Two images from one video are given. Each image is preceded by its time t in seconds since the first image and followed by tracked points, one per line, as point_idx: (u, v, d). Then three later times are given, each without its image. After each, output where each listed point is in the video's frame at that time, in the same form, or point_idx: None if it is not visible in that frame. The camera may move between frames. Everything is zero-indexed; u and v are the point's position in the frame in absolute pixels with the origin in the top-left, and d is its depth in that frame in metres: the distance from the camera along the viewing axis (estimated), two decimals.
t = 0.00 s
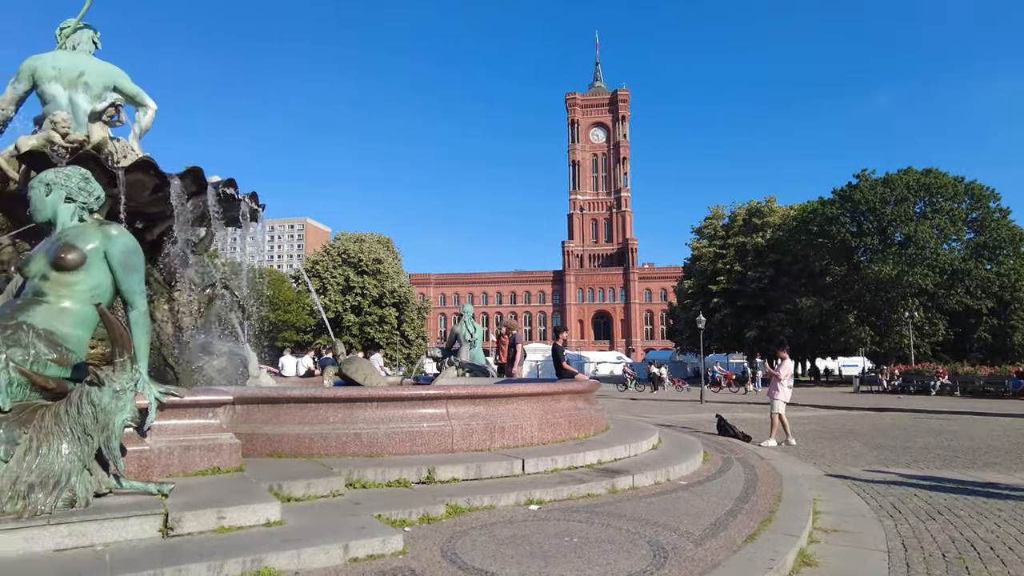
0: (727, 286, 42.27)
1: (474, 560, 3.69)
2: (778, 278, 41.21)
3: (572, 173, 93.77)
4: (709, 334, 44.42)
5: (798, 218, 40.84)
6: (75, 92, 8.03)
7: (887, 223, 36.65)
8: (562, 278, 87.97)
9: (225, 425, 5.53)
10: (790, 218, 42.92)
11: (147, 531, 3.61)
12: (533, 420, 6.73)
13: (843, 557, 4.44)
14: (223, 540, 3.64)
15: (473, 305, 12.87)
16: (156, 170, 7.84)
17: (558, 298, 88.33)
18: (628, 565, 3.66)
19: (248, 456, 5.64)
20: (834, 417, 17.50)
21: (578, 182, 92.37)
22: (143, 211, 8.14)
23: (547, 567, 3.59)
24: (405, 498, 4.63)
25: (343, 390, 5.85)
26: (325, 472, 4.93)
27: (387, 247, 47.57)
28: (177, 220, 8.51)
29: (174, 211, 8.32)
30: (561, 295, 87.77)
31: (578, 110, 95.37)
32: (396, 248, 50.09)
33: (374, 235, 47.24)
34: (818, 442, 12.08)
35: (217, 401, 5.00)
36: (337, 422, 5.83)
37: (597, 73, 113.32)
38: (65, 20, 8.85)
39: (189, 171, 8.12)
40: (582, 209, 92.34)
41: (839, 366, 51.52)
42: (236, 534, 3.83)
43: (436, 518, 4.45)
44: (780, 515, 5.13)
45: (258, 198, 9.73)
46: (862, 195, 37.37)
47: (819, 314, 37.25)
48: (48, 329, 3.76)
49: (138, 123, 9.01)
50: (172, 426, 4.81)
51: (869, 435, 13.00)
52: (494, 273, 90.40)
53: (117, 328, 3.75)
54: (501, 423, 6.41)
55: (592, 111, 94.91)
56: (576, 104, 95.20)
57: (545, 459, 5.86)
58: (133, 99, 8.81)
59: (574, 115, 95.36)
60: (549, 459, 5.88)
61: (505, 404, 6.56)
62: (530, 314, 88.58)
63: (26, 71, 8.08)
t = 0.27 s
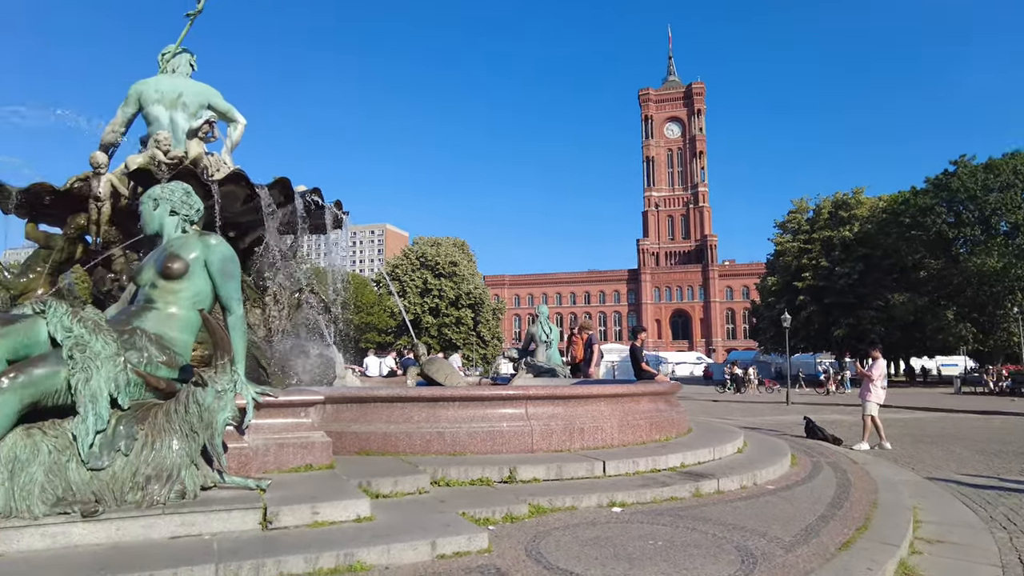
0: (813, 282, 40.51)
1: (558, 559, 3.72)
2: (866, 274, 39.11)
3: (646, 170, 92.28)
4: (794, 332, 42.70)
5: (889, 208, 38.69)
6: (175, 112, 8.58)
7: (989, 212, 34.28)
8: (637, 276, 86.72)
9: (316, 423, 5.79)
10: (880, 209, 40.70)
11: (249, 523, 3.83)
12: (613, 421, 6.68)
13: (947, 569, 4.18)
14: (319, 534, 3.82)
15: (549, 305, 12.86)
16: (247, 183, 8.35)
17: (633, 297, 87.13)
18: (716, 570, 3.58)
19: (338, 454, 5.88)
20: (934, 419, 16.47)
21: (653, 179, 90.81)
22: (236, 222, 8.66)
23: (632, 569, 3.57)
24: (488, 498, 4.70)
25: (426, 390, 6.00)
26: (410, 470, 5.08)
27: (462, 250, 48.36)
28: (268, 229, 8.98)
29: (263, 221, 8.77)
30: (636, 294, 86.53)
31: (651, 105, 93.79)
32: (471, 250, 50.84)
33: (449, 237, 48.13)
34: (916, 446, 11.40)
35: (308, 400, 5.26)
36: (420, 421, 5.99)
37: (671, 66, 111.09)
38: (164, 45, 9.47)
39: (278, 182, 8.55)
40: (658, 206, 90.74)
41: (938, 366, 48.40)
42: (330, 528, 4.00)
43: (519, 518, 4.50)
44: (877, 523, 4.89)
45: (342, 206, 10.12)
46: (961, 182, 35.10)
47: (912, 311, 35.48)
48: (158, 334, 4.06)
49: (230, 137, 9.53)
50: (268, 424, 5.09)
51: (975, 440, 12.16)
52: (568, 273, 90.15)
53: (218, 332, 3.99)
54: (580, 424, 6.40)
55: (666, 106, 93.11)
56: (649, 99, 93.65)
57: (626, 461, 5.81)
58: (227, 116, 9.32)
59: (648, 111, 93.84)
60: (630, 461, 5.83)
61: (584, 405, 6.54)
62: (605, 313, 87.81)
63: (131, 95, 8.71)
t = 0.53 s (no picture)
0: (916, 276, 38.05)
1: (649, 562, 3.69)
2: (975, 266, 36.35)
3: (730, 164, 89.44)
4: (896, 330, 40.23)
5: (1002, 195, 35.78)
6: (270, 126, 9.07)
7: None
8: (723, 274, 84.16)
9: (408, 422, 5.99)
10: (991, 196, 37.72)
11: (348, 518, 3.97)
12: (702, 423, 6.54)
13: None
14: (414, 530, 3.95)
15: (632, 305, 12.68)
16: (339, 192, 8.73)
17: (719, 295, 84.63)
18: None
19: (429, 451, 6.07)
20: None
21: (738, 173, 87.90)
22: (329, 229, 9.08)
23: None
24: (576, 499, 4.72)
25: (513, 390, 6.09)
26: (499, 469, 5.17)
27: (542, 250, 48.54)
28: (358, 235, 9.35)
29: (355, 228, 9.17)
30: (722, 292, 84.00)
31: (735, 96, 90.84)
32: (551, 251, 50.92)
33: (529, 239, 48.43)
34: None
35: (400, 400, 5.45)
36: (507, 421, 6.08)
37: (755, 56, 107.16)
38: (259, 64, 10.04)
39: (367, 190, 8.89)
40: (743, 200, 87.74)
41: None
42: (424, 524, 4.13)
43: (609, 520, 4.48)
44: (996, 535, 4.55)
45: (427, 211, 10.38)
46: None
47: None
48: (263, 337, 4.31)
49: (320, 148, 9.97)
50: (364, 423, 5.31)
51: None
52: (651, 271, 88.61)
53: (317, 335, 4.19)
54: (669, 427, 6.30)
55: (750, 96, 89.93)
56: (732, 90, 90.74)
57: (717, 464, 5.67)
58: (318, 127, 9.76)
59: (731, 102, 90.93)
60: (722, 464, 5.68)
61: (672, 406, 6.44)
62: (689, 312, 85.75)
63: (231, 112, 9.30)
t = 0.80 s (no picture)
0: None
1: (742, 569, 3.60)
2: None
3: (818, 154, 85.43)
4: (1009, 326, 37.20)
5: None
6: (355, 136, 9.42)
7: None
8: (813, 269, 80.45)
9: (493, 422, 6.09)
10: None
11: (438, 515, 4.07)
12: (795, 425, 6.30)
13: None
14: (502, 529, 4.01)
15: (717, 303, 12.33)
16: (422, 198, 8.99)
17: (809, 292, 80.97)
18: None
19: (513, 451, 6.16)
20: None
21: (826, 163, 83.82)
22: (412, 234, 9.34)
23: None
24: (664, 502, 4.66)
25: (596, 392, 6.07)
26: (584, 470, 5.17)
27: (621, 249, 48.01)
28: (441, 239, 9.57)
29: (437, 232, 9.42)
30: (812, 288, 80.30)
31: (822, 83, 86.72)
32: (630, 250, 50.28)
33: (608, 238, 48.02)
34: None
35: (485, 401, 5.56)
36: (591, 422, 6.06)
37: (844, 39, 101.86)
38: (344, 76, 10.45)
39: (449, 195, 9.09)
40: (833, 191, 83.58)
41: None
42: (512, 523, 4.18)
43: (698, 523, 4.40)
44: None
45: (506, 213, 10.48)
46: None
47: None
48: (355, 339, 4.48)
49: (403, 156, 10.26)
50: (451, 422, 5.45)
51: None
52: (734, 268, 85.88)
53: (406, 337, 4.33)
54: (759, 429, 6.11)
55: (839, 82, 85.60)
56: (819, 77, 86.66)
57: (811, 469, 5.45)
58: (400, 135, 10.05)
59: (818, 89, 86.85)
60: (817, 469, 5.46)
61: (763, 408, 6.24)
62: (776, 310, 82.47)
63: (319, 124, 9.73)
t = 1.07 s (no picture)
0: None
1: None
2: None
3: (905, 141, 80.85)
4: None
5: None
6: (428, 141, 9.63)
7: None
8: (900, 262, 76.21)
9: (567, 423, 6.09)
10: None
11: (515, 514, 4.11)
12: (886, 428, 6.00)
13: None
14: (580, 530, 4.01)
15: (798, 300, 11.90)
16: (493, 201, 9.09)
17: (897, 287, 76.73)
18: None
19: (589, 452, 6.13)
20: None
21: (914, 150, 79.20)
22: (484, 236, 9.45)
23: None
24: (745, 505, 4.54)
25: (673, 392, 5.98)
26: (662, 472, 5.10)
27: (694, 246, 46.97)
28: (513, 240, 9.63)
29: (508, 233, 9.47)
30: (900, 283, 76.07)
31: (908, 66, 82.04)
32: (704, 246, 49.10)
33: (680, 235, 47.09)
34: None
35: (559, 401, 5.58)
36: (668, 423, 5.98)
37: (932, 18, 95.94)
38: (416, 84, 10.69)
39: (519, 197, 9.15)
40: (922, 180, 78.90)
41: None
42: (590, 524, 4.17)
43: (782, 528, 4.26)
44: None
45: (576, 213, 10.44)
46: None
47: None
48: (432, 340, 4.59)
49: (474, 160, 10.40)
50: (525, 422, 5.50)
51: None
52: (814, 263, 82.41)
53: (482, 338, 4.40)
54: (846, 432, 5.86)
55: (927, 64, 80.74)
56: (905, 59, 82.01)
57: (904, 473, 5.18)
58: (471, 139, 10.20)
59: (903, 72, 82.21)
60: (910, 474, 5.18)
61: (850, 410, 5.98)
62: (861, 306, 78.59)
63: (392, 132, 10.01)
